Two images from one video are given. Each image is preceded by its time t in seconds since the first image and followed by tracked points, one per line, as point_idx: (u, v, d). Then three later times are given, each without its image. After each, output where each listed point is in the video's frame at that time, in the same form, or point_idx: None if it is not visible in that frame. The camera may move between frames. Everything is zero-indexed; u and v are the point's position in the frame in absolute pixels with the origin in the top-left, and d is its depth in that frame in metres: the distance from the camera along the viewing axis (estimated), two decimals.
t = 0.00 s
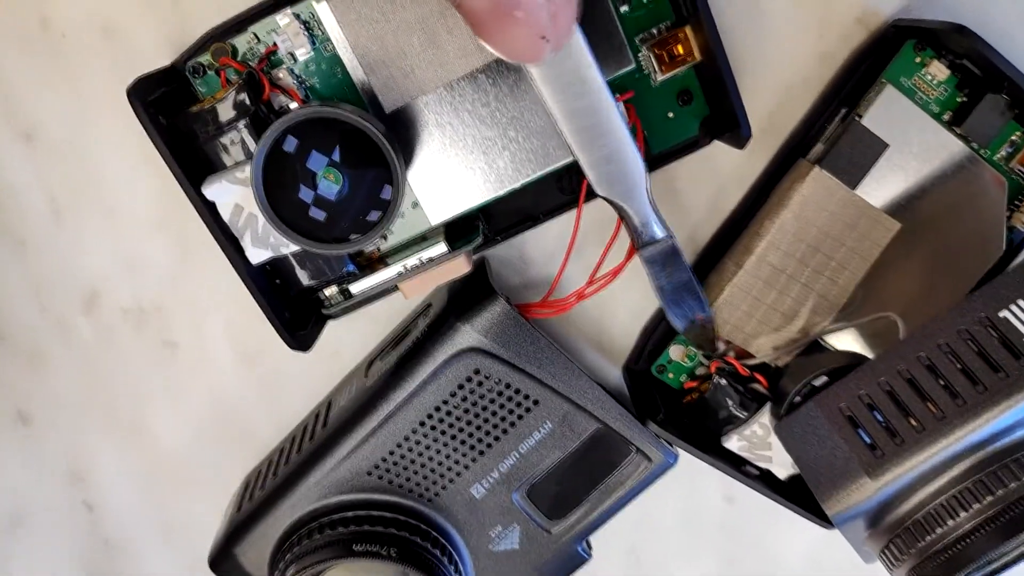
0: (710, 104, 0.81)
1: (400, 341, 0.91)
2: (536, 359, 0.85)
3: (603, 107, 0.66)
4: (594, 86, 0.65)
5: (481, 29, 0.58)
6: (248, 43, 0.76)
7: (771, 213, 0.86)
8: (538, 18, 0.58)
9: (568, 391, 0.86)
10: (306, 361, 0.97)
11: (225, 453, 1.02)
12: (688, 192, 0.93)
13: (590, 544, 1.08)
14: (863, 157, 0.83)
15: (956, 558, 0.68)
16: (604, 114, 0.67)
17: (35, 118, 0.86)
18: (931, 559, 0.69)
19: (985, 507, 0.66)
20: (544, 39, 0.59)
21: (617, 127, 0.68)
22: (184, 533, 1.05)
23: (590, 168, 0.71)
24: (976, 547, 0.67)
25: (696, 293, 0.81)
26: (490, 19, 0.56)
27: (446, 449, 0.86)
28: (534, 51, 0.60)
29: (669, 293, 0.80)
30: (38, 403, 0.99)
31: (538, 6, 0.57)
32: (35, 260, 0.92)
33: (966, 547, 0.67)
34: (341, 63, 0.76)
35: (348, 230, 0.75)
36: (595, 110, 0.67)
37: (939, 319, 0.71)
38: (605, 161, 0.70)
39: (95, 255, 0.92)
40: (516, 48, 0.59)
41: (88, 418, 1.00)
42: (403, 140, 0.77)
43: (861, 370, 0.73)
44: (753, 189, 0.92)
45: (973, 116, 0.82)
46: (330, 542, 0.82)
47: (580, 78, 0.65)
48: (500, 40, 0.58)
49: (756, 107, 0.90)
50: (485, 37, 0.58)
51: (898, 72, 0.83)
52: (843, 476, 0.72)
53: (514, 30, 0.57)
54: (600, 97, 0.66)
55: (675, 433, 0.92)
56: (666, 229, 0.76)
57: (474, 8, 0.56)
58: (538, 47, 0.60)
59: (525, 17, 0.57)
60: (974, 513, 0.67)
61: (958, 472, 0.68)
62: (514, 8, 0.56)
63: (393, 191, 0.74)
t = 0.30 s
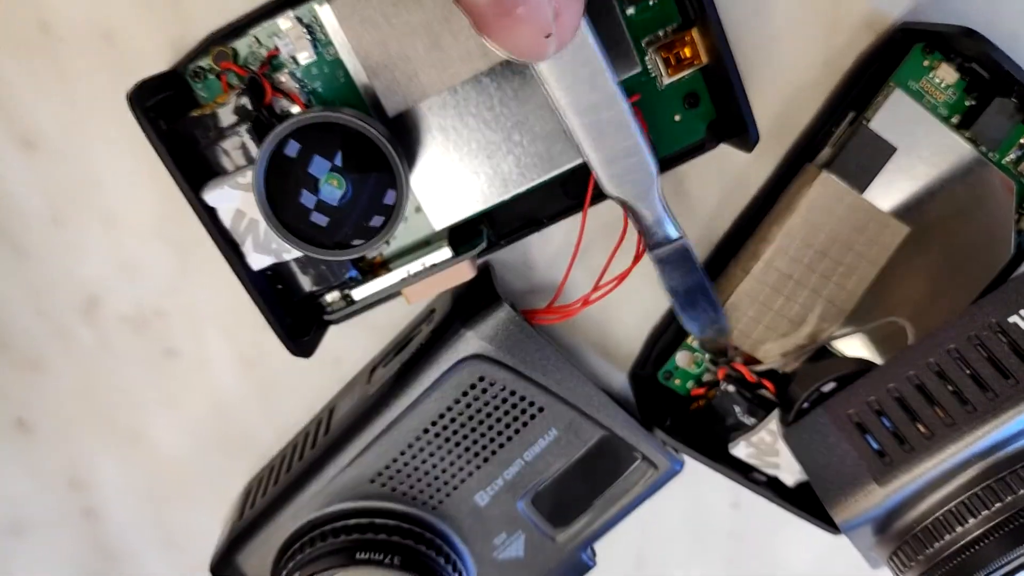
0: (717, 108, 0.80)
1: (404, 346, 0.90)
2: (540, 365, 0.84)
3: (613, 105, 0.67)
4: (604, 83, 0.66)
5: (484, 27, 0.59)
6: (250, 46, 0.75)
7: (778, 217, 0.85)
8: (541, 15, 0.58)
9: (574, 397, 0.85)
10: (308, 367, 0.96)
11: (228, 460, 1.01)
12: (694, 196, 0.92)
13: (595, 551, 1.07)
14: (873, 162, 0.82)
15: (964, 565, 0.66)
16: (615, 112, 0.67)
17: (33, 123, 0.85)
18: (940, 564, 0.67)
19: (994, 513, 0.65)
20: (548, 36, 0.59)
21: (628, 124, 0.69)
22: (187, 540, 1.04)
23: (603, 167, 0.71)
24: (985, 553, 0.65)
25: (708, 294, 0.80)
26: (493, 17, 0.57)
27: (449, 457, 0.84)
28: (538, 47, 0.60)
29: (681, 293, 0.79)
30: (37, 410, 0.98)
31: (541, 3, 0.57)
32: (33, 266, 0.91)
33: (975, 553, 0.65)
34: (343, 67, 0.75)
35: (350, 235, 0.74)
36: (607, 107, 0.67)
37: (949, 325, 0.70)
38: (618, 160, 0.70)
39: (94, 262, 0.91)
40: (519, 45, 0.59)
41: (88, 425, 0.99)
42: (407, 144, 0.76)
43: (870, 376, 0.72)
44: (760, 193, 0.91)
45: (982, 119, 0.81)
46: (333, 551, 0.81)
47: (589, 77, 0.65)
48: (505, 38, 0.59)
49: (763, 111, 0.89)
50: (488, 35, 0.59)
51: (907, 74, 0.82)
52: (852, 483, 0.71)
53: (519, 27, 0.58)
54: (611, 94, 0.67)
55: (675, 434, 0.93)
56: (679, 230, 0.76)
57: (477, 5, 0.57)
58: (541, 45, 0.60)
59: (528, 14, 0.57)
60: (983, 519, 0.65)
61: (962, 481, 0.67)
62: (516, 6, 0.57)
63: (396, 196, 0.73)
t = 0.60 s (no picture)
0: (717, 113, 0.81)
1: (406, 350, 0.91)
2: (542, 368, 0.84)
3: (614, 105, 0.67)
4: (604, 86, 0.66)
5: (484, 33, 0.57)
6: (254, 54, 0.75)
7: (778, 221, 0.86)
8: (541, 23, 0.56)
9: (576, 400, 0.85)
10: (312, 370, 0.97)
11: (231, 461, 1.01)
12: (694, 199, 0.93)
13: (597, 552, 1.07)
14: (872, 166, 0.82)
15: (966, 566, 0.67)
16: (615, 114, 0.68)
17: (38, 128, 0.86)
18: (941, 566, 0.68)
19: (995, 516, 0.66)
20: (547, 45, 0.58)
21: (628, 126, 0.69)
22: (190, 541, 1.05)
23: (603, 168, 0.71)
24: (986, 556, 0.66)
25: (705, 294, 0.79)
26: (493, 27, 0.56)
27: (452, 459, 0.85)
28: (538, 55, 0.59)
29: (678, 294, 0.79)
30: (42, 413, 0.99)
31: (541, 11, 0.56)
32: (38, 270, 0.92)
33: (976, 555, 0.66)
34: (347, 74, 0.75)
35: (354, 240, 0.75)
36: (607, 110, 0.68)
37: (948, 326, 0.70)
38: (618, 160, 0.71)
39: (99, 265, 0.92)
40: (519, 53, 0.58)
41: (92, 426, 0.99)
42: (410, 149, 0.77)
43: (869, 378, 0.72)
44: (760, 196, 0.92)
45: (981, 122, 0.81)
46: (336, 553, 0.82)
47: (590, 77, 0.66)
48: (505, 45, 0.57)
49: (762, 115, 0.89)
50: (488, 42, 0.57)
51: (906, 78, 0.82)
52: (852, 484, 0.71)
53: (519, 34, 0.56)
54: (611, 96, 0.67)
55: (678, 439, 0.93)
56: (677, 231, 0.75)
57: (476, 15, 0.55)
58: (541, 53, 0.59)
59: (528, 23, 0.56)
60: (983, 521, 0.66)
61: (963, 483, 0.67)
62: (517, 16, 0.55)
63: (400, 200, 0.74)
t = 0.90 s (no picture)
0: (721, 113, 0.80)
1: (408, 352, 0.90)
2: (545, 370, 0.84)
3: (621, 101, 0.68)
4: (612, 82, 0.67)
5: (493, 31, 0.56)
6: (254, 53, 0.75)
7: (781, 221, 0.85)
8: (551, 21, 0.56)
9: (579, 402, 0.85)
10: (312, 372, 0.96)
11: (232, 464, 1.01)
12: (697, 200, 0.92)
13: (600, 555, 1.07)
14: (875, 166, 0.82)
15: (970, 568, 0.65)
16: (622, 111, 0.69)
17: (37, 129, 0.85)
18: (946, 569, 0.67)
19: (1001, 517, 0.64)
20: (557, 43, 0.58)
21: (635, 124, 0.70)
22: (191, 544, 1.04)
23: (609, 165, 0.72)
24: (991, 559, 0.64)
25: (712, 292, 0.78)
26: (501, 24, 0.55)
27: (454, 461, 0.85)
28: (547, 53, 0.58)
29: (685, 293, 0.77)
30: (41, 415, 0.98)
31: (551, 8, 0.56)
32: (38, 271, 0.91)
33: (982, 558, 0.65)
34: (348, 73, 0.75)
35: (355, 241, 0.75)
36: (615, 106, 0.68)
37: (953, 328, 0.70)
38: (625, 157, 0.71)
39: (99, 266, 0.91)
40: (527, 51, 0.57)
41: (92, 429, 0.99)
42: (412, 150, 0.76)
43: (875, 379, 0.73)
44: (763, 197, 0.91)
45: (984, 123, 0.81)
46: (337, 556, 0.81)
47: (597, 74, 0.67)
48: (513, 42, 0.56)
49: (765, 115, 0.89)
50: (497, 40, 0.57)
51: (909, 78, 0.82)
52: (857, 486, 0.70)
53: (528, 32, 0.56)
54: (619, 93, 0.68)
55: (682, 441, 0.93)
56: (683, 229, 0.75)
57: (484, 12, 0.55)
58: (550, 51, 0.58)
59: (538, 21, 0.56)
60: (989, 523, 0.65)
61: (968, 485, 0.66)
62: (526, 13, 0.55)
63: (402, 202, 0.73)
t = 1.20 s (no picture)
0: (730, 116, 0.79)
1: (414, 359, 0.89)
2: (553, 377, 0.83)
3: (679, 98, 0.70)
4: (669, 79, 0.70)
5: (567, 27, 0.65)
6: (257, 57, 0.74)
7: (792, 226, 0.84)
8: (617, 15, 0.63)
9: (587, 410, 0.84)
10: (315, 379, 0.95)
11: (233, 472, 0.99)
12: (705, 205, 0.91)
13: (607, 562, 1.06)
14: (886, 170, 0.81)
15: None
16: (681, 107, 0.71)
17: (35, 132, 0.84)
18: None
19: (1018, 525, 0.62)
20: (624, 36, 0.64)
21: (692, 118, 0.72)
22: (190, 554, 1.03)
23: (673, 164, 0.74)
24: (1008, 567, 0.62)
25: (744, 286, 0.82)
26: (572, 17, 0.64)
27: (461, 471, 0.83)
28: (615, 46, 0.65)
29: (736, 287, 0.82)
30: (38, 422, 0.96)
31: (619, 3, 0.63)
32: (36, 277, 0.90)
33: (998, 566, 0.63)
34: (352, 77, 0.74)
35: (360, 248, 0.73)
36: (674, 102, 0.70)
37: (965, 334, 0.70)
38: (686, 154, 0.73)
39: (98, 272, 0.89)
40: (596, 44, 0.65)
41: (91, 437, 0.97)
42: (417, 154, 0.75)
43: (887, 387, 0.72)
44: (771, 201, 0.90)
45: (996, 127, 0.80)
46: (341, 568, 0.80)
47: (656, 73, 0.69)
48: (583, 37, 0.65)
49: (774, 118, 0.88)
50: (569, 35, 0.65)
51: (921, 81, 0.81)
52: (870, 494, 0.69)
53: (596, 25, 0.64)
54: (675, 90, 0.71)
55: (694, 451, 0.91)
56: (733, 219, 0.80)
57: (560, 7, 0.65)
58: (617, 42, 0.64)
59: (605, 15, 0.63)
60: (1005, 531, 0.63)
61: (983, 492, 0.65)
62: (594, 6, 0.63)
63: (409, 208, 0.72)
